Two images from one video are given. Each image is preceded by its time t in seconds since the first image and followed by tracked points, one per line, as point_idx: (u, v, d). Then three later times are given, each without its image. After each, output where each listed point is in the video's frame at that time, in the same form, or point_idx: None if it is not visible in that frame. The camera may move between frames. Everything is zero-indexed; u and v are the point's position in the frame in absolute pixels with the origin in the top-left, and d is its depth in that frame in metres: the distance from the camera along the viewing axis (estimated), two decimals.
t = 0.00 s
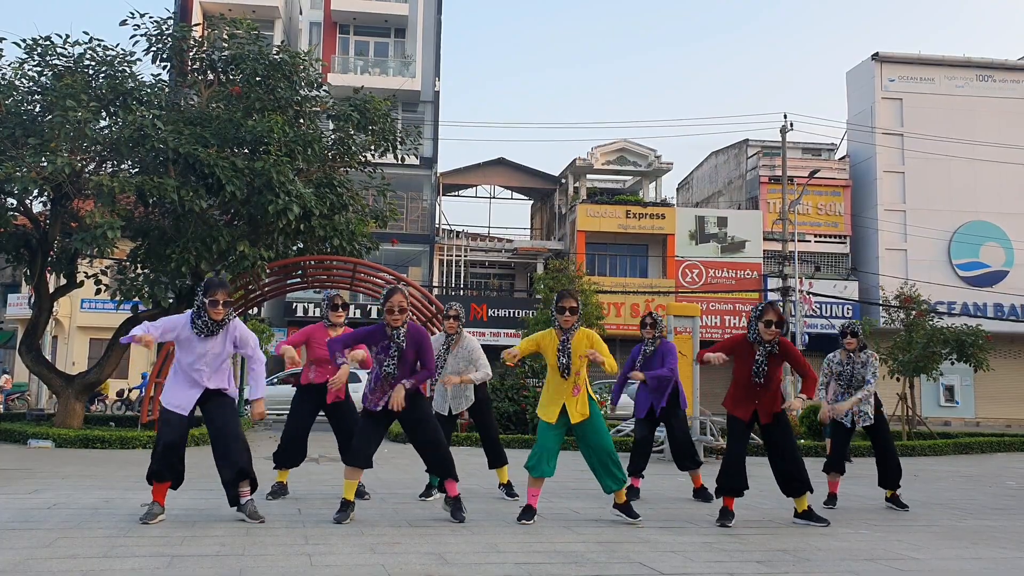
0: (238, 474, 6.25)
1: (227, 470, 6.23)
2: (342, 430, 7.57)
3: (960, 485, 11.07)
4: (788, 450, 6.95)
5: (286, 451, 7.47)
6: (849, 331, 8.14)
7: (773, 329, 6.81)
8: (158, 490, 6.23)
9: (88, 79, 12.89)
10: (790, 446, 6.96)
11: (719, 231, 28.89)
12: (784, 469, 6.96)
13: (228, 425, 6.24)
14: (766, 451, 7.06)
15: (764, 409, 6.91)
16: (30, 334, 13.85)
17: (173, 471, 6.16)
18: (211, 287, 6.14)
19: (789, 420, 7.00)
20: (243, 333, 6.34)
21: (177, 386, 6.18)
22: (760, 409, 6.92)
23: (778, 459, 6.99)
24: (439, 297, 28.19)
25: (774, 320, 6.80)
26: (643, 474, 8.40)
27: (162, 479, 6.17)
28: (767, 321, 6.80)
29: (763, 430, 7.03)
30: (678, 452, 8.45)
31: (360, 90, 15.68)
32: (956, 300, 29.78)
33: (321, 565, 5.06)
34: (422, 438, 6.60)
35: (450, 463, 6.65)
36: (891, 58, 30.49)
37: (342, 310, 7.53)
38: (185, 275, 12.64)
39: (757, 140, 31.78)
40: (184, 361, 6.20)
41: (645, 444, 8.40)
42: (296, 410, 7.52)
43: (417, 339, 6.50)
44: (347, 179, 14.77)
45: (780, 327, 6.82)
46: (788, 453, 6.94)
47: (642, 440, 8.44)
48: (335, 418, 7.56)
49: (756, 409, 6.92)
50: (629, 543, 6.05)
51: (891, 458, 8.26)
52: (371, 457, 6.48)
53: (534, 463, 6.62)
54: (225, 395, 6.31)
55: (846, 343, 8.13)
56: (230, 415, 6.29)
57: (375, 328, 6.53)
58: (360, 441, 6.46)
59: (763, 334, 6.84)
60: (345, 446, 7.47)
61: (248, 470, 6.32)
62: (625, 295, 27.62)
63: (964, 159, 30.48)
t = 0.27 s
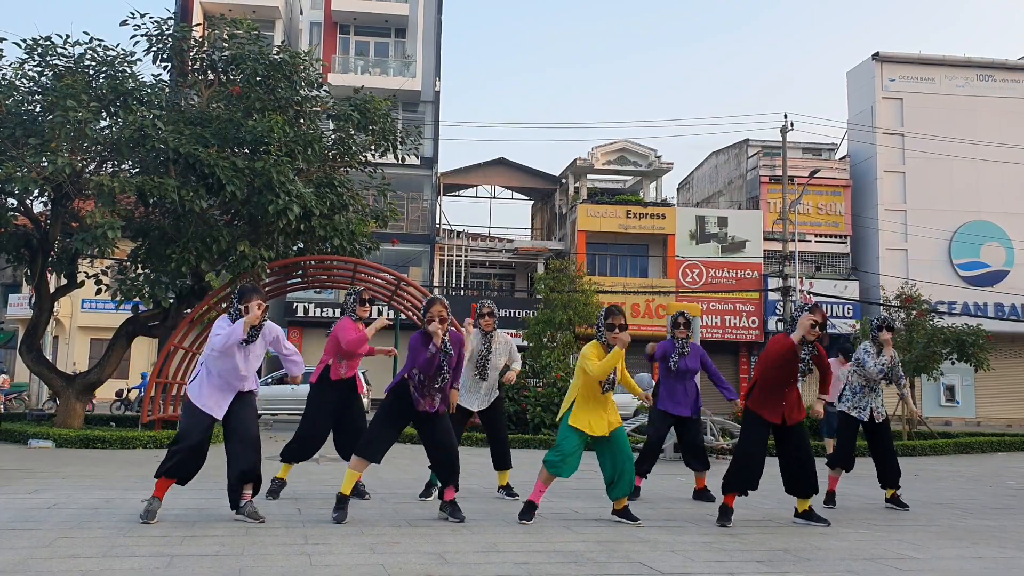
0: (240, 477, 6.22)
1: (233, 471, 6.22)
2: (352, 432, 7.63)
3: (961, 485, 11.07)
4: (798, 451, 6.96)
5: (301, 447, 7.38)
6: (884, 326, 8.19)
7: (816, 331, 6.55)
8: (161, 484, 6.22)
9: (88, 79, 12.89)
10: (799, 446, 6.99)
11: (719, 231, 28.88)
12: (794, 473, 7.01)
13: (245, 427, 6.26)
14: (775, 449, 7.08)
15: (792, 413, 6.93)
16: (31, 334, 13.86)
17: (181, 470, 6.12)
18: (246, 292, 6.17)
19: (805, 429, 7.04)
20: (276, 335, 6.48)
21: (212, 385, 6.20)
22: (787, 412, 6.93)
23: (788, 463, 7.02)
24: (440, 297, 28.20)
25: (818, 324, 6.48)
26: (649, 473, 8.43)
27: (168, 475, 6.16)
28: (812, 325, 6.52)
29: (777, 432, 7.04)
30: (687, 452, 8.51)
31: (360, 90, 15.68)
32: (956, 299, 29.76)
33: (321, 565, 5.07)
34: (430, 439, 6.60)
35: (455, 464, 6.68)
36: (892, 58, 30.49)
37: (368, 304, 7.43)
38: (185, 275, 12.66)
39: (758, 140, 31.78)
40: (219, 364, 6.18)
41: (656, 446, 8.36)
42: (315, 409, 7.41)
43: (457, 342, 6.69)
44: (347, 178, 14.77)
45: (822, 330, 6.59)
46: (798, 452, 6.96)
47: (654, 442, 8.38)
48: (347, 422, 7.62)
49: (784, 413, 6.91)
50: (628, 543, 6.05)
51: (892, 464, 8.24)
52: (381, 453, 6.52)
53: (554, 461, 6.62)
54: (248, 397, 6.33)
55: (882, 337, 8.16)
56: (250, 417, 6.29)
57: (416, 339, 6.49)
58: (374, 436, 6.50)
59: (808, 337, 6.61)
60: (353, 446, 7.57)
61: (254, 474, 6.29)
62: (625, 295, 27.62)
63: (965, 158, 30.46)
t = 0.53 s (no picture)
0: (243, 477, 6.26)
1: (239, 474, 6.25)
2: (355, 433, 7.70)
3: (961, 485, 11.07)
4: (802, 454, 6.97)
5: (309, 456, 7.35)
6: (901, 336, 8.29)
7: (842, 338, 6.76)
8: (166, 487, 6.19)
9: (88, 80, 12.88)
10: (804, 448, 7.00)
11: (719, 232, 28.88)
12: (796, 472, 6.98)
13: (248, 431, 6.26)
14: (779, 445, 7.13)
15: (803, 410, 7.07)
16: (31, 334, 13.86)
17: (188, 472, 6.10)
18: (255, 296, 6.17)
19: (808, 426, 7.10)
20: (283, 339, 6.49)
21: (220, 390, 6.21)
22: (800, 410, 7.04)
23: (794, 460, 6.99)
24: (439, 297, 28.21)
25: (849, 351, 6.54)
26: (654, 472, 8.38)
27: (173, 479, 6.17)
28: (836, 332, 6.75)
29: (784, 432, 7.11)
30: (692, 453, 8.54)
31: (359, 90, 15.68)
32: (956, 299, 29.76)
33: (319, 565, 5.07)
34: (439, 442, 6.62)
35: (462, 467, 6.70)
36: (892, 58, 30.48)
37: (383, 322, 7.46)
38: (184, 275, 12.66)
39: (757, 140, 31.79)
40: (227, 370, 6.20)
41: (664, 448, 8.36)
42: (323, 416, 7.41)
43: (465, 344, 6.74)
44: (346, 179, 14.77)
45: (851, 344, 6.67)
46: (802, 455, 6.96)
47: (662, 443, 8.38)
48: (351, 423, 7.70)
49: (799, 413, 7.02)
50: (628, 543, 6.05)
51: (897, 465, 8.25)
52: (393, 456, 6.54)
53: (585, 473, 6.58)
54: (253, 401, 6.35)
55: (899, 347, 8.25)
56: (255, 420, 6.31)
57: (432, 344, 6.46)
58: (388, 438, 6.53)
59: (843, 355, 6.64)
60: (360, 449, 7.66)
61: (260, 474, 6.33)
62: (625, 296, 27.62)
63: (964, 159, 30.47)
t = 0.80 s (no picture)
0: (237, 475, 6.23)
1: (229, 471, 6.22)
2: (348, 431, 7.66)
3: (960, 485, 11.08)
4: (796, 451, 6.97)
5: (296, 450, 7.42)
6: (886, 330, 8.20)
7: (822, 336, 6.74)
8: (157, 485, 6.20)
9: (87, 80, 12.87)
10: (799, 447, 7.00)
11: (719, 232, 28.89)
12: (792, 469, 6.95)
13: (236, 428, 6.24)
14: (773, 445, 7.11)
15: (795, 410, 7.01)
16: (30, 334, 13.85)
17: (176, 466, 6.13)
18: (230, 290, 6.14)
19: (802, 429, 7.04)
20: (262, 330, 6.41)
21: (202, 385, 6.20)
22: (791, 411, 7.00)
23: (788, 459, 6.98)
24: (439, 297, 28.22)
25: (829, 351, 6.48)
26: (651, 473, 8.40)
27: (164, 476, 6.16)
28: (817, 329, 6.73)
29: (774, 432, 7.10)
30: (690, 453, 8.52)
31: (359, 91, 15.69)
32: (955, 300, 29.79)
33: (318, 566, 5.07)
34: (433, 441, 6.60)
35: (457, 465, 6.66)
36: (891, 58, 30.50)
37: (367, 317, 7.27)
38: (183, 276, 12.65)
39: (757, 140, 31.80)
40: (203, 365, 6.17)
41: (664, 448, 8.36)
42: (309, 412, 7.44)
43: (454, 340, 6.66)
44: (346, 179, 14.78)
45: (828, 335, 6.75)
46: (797, 452, 6.96)
47: (661, 443, 8.38)
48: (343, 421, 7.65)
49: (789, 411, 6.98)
50: (626, 543, 6.06)
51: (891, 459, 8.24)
52: (385, 451, 6.55)
53: (563, 459, 6.67)
54: (239, 396, 6.32)
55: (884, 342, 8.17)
56: (242, 416, 6.29)
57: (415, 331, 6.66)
58: (378, 432, 6.54)
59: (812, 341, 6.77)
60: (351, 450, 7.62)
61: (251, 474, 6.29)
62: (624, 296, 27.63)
63: (963, 159, 30.49)
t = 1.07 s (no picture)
0: (229, 473, 6.26)
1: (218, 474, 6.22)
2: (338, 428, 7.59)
3: (959, 485, 11.08)
4: (789, 454, 6.94)
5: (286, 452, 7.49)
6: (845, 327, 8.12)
7: (774, 337, 6.84)
8: (151, 491, 6.22)
9: (87, 80, 12.87)
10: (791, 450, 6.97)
11: (718, 232, 28.89)
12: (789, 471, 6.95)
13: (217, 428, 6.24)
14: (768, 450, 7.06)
15: (774, 413, 6.97)
16: (28, 334, 13.83)
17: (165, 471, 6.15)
18: (189, 292, 6.10)
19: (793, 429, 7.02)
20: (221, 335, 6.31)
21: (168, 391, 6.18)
22: (771, 413, 6.97)
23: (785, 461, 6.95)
24: (438, 297, 28.21)
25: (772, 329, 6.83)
26: (643, 475, 8.42)
27: (156, 480, 6.18)
28: (767, 329, 6.84)
29: (764, 432, 7.05)
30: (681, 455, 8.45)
31: (358, 91, 15.69)
32: (954, 299, 29.81)
33: (318, 565, 5.07)
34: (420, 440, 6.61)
35: (448, 463, 6.65)
36: (890, 59, 30.51)
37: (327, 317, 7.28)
38: (183, 276, 12.63)
39: (756, 140, 31.81)
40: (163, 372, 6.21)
41: (649, 450, 8.34)
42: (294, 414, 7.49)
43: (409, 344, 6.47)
44: (345, 179, 14.77)
45: (781, 333, 6.84)
46: (789, 454, 6.93)
47: (644, 446, 8.37)
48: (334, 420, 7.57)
49: (767, 414, 6.96)
50: (626, 543, 6.05)
51: (888, 457, 8.25)
52: (370, 458, 6.55)
53: (547, 464, 6.65)
54: (214, 398, 6.32)
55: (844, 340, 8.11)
56: (221, 418, 6.30)
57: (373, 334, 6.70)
58: (360, 439, 6.55)
59: (766, 342, 6.89)
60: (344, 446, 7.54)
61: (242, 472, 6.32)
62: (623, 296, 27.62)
63: (962, 159, 30.51)
